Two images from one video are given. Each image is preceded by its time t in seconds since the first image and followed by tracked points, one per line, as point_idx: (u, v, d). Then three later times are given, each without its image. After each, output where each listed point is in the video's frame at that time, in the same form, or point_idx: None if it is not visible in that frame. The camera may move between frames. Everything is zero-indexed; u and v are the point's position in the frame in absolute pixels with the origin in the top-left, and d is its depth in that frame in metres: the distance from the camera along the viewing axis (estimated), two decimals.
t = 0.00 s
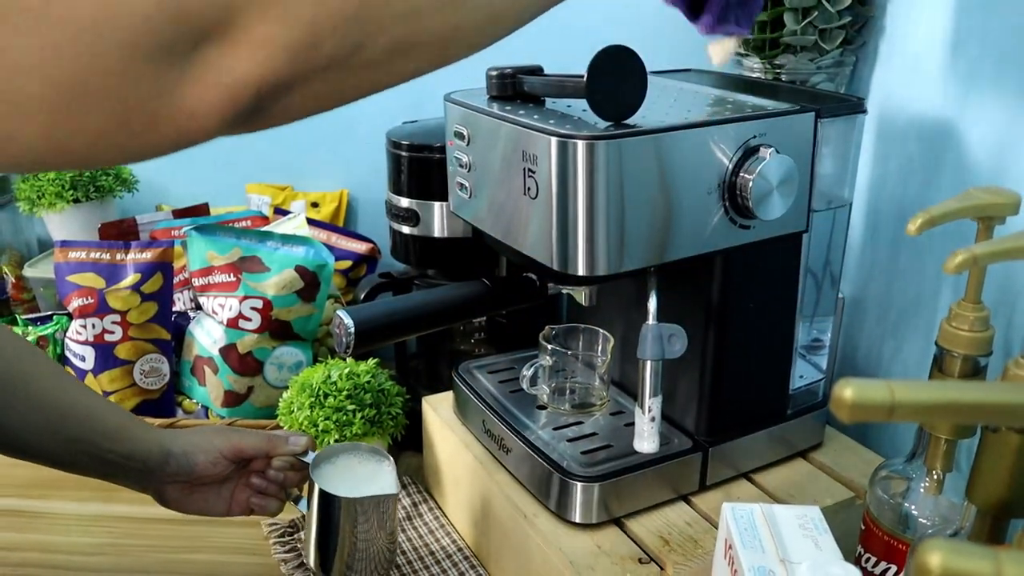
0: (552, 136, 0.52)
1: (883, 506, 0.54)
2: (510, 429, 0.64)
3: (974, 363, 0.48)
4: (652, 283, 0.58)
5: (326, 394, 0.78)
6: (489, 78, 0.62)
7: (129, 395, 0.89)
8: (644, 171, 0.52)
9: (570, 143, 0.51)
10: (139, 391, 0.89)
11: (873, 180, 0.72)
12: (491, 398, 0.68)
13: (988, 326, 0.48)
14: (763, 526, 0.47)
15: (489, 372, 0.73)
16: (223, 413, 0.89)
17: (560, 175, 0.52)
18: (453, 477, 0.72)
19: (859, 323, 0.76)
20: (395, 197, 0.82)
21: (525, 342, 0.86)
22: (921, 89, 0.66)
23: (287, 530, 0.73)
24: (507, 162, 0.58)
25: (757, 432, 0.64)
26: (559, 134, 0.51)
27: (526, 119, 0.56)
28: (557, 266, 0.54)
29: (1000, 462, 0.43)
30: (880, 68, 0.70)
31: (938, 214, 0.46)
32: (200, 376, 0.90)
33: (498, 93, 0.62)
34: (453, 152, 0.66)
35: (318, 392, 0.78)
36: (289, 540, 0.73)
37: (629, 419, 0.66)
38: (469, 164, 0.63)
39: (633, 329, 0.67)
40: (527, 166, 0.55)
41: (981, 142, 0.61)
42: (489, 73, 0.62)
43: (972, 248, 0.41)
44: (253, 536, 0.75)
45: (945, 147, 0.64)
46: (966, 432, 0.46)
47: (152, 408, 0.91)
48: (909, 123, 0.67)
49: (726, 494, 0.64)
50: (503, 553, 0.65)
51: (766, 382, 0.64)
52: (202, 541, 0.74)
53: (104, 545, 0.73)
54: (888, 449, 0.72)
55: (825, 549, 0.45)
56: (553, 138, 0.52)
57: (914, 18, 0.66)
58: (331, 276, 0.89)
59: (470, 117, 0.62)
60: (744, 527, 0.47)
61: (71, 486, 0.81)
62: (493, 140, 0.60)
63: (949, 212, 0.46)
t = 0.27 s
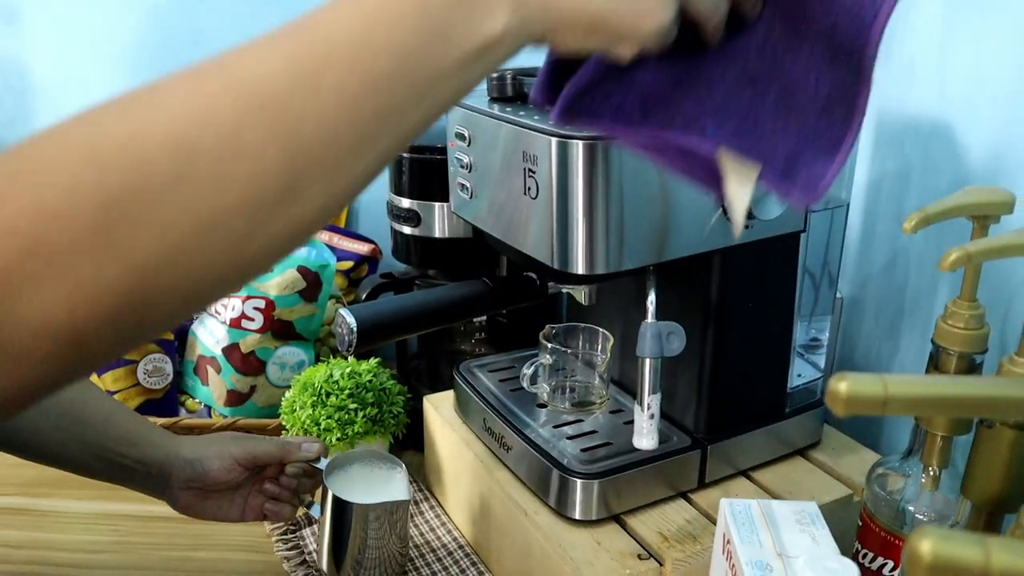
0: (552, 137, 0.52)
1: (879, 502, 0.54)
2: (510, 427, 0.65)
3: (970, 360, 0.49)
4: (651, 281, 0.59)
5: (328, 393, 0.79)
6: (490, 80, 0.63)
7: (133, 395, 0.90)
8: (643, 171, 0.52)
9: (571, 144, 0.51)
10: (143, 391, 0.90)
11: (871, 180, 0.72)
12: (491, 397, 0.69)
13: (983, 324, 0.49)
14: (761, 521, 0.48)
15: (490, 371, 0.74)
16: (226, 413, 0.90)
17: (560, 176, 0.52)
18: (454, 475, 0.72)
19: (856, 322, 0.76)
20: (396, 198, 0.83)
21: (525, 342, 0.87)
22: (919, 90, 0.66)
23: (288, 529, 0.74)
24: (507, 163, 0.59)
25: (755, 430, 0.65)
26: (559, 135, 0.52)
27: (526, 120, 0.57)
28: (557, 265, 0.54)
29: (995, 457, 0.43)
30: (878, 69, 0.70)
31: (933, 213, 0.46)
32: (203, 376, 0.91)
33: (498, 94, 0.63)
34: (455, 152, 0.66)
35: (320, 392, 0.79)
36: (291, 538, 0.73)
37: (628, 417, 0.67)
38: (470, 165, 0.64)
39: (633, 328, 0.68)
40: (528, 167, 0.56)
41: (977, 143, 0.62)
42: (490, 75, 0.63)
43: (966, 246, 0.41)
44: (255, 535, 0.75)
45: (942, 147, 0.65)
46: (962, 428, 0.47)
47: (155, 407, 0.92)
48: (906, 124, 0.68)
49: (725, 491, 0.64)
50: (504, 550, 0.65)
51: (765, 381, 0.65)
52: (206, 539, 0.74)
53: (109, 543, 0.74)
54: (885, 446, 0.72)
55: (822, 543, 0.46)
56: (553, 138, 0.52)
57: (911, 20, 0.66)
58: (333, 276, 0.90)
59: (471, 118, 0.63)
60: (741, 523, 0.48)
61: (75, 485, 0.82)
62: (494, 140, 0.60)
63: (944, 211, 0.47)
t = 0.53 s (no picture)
0: (552, 136, 0.53)
1: (879, 500, 0.54)
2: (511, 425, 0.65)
3: (968, 358, 0.49)
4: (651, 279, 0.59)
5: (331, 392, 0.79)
6: (490, 80, 0.63)
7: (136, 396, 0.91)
8: (644, 170, 0.53)
9: (571, 142, 0.51)
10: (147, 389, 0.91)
11: (871, 180, 0.73)
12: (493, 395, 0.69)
13: (981, 321, 0.49)
14: (760, 518, 0.48)
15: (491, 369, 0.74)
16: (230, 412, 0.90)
17: (561, 174, 0.53)
18: (455, 474, 0.73)
19: (858, 321, 0.76)
20: (399, 198, 0.83)
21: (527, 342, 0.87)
22: (919, 90, 0.67)
23: (292, 527, 0.74)
24: (508, 163, 0.59)
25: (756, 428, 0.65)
26: (560, 134, 0.52)
27: (527, 120, 0.57)
28: (558, 264, 0.55)
29: (994, 454, 0.43)
30: (879, 68, 0.70)
31: (932, 211, 0.47)
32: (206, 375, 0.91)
33: (499, 94, 0.63)
34: (456, 152, 0.66)
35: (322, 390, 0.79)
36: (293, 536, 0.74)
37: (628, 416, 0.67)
38: (472, 164, 0.64)
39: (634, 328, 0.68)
40: (529, 166, 0.56)
41: (976, 142, 0.62)
42: (491, 75, 0.63)
43: (964, 243, 0.41)
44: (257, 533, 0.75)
45: (942, 147, 0.65)
46: (961, 426, 0.47)
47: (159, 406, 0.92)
48: (907, 123, 0.68)
49: (725, 489, 0.64)
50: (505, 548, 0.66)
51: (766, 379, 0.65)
52: (209, 537, 0.75)
53: (114, 540, 0.74)
54: (885, 444, 0.72)
55: (821, 540, 0.46)
56: (553, 137, 0.52)
57: (910, 19, 0.66)
58: (335, 276, 0.90)
59: (472, 117, 0.63)
60: (740, 519, 0.48)
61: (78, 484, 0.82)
62: (495, 141, 0.60)
63: (943, 208, 0.47)
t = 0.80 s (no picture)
0: (552, 136, 0.53)
1: (879, 499, 0.54)
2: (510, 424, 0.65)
3: (966, 357, 0.49)
4: (651, 278, 0.60)
5: (331, 390, 0.79)
6: (490, 79, 0.63)
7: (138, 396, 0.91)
8: (644, 170, 0.53)
9: (571, 142, 0.52)
10: (147, 388, 0.91)
11: (870, 180, 0.73)
12: (492, 395, 0.69)
13: (979, 320, 0.49)
14: (759, 517, 0.48)
15: (490, 368, 0.74)
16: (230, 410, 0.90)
17: (562, 173, 0.53)
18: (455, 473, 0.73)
19: (856, 320, 0.77)
20: (399, 197, 0.83)
21: (527, 341, 0.87)
22: (918, 90, 0.67)
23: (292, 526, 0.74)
24: (509, 162, 0.59)
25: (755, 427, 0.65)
26: (560, 133, 0.53)
27: (527, 120, 0.57)
28: (559, 263, 0.55)
29: (992, 452, 0.44)
30: (878, 67, 0.71)
31: (930, 211, 0.47)
32: (206, 373, 0.91)
33: (499, 94, 0.63)
34: (456, 152, 0.67)
35: (323, 388, 0.79)
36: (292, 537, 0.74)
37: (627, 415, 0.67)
38: (471, 164, 0.65)
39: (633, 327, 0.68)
40: (529, 165, 0.56)
41: (974, 142, 0.62)
42: (491, 74, 0.63)
43: (962, 243, 0.42)
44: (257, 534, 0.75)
45: (941, 147, 0.65)
46: (960, 424, 0.47)
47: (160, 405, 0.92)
48: (906, 123, 0.68)
49: (724, 488, 0.65)
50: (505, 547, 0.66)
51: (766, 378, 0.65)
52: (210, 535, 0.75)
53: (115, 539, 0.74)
54: (884, 443, 0.73)
55: (820, 538, 0.46)
56: (554, 137, 0.53)
57: (909, 19, 0.67)
58: (335, 275, 0.90)
59: (473, 117, 0.63)
60: (739, 518, 0.48)
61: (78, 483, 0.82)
62: (495, 140, 0.61)
63: (942, 208, 0.47)
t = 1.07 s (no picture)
0: (550, 132, 0.53)
1: (879, 495, 0.54)
2: (510, 421, 0.65)
3: (965, 352, 0.49)
4: (649, 274, 0.60)
5: (330, 388, 0.79)
6: (489, 76, 0.63)
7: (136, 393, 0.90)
8: (642, 166, 0.53)
9: (569, 137, 0.52)
10: (147, 386, 0.91)
11: (870, 177, 0.73)
12: (491, 393, 0.69)
13: (979, 316, 0.49)
14: (757, 514, 0.48)
15: (489, 366, 0.74)
16: (229, 408, 0.90)
17: (560, 169, 0.53)
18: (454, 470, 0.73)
19: (857, 318, 0.76)
20: (398, 195, 0.83)
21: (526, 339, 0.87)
22: (917, 86, 0.67)
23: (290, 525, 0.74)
24: (507, 159, 0.59)
25: (754, 424, 0.65)
26: (558, 129, 0.52)
27: (526, 116, 0.57)
28: (557, 260, 0.55)
29: (991, 447, 0.43)
30: (878, 63, 0.70)
31: (930, 206, 0.47)
32: (205, 372, 0.91)
33: (498, 91, 0.63)
34: (455, 149, 0.67)
35: (322, 386, 0.79)
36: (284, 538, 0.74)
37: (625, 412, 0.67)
38: (470, 161, 0.65)
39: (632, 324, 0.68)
40: (526, 162, 0.56)
41: (973, 137, 0.62)
42: (489, 71, 0.63)
43: (961, 237, 0.41)
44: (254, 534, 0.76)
45: (941, 143, 0.65)
46: (959, 419, 0.47)
47: (160, 402, 0.92)
48: (906, 120, 0.68)
49: (723, 485, 0.65)
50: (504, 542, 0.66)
51: (765, 374, 0.65)
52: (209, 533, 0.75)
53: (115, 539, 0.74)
54: (884, 441, 0.72)
55: (818, 534, 0.46)
56: (551, 133, 0.53)
57: (909, 15, 0.66)
58: (334, 273, 0.90)
59: (471, 114, 0.63)
60: (738, 514, 0.48)
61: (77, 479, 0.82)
62: (493, 137, 0.61)
63: (942, 203, 0.47)
